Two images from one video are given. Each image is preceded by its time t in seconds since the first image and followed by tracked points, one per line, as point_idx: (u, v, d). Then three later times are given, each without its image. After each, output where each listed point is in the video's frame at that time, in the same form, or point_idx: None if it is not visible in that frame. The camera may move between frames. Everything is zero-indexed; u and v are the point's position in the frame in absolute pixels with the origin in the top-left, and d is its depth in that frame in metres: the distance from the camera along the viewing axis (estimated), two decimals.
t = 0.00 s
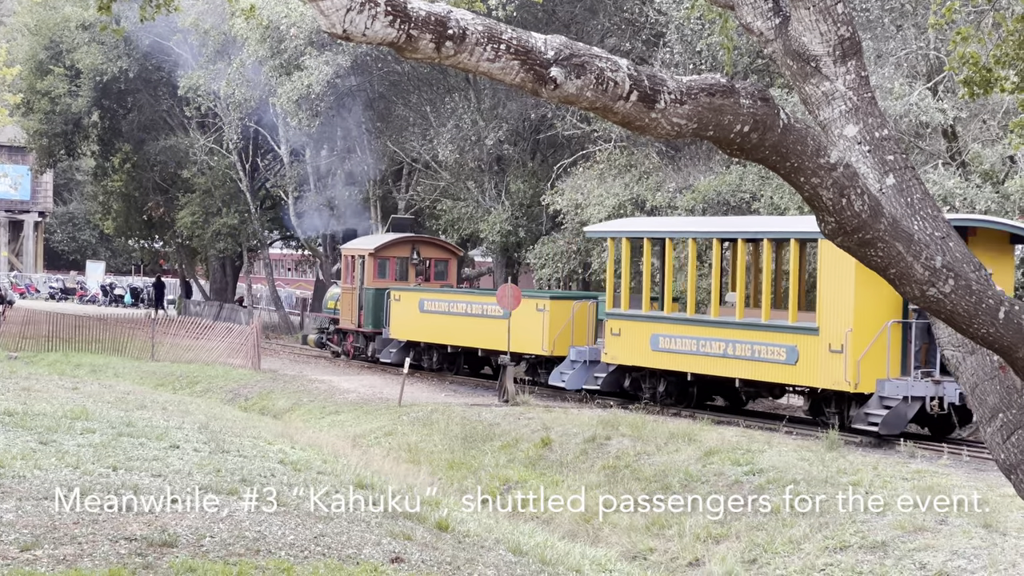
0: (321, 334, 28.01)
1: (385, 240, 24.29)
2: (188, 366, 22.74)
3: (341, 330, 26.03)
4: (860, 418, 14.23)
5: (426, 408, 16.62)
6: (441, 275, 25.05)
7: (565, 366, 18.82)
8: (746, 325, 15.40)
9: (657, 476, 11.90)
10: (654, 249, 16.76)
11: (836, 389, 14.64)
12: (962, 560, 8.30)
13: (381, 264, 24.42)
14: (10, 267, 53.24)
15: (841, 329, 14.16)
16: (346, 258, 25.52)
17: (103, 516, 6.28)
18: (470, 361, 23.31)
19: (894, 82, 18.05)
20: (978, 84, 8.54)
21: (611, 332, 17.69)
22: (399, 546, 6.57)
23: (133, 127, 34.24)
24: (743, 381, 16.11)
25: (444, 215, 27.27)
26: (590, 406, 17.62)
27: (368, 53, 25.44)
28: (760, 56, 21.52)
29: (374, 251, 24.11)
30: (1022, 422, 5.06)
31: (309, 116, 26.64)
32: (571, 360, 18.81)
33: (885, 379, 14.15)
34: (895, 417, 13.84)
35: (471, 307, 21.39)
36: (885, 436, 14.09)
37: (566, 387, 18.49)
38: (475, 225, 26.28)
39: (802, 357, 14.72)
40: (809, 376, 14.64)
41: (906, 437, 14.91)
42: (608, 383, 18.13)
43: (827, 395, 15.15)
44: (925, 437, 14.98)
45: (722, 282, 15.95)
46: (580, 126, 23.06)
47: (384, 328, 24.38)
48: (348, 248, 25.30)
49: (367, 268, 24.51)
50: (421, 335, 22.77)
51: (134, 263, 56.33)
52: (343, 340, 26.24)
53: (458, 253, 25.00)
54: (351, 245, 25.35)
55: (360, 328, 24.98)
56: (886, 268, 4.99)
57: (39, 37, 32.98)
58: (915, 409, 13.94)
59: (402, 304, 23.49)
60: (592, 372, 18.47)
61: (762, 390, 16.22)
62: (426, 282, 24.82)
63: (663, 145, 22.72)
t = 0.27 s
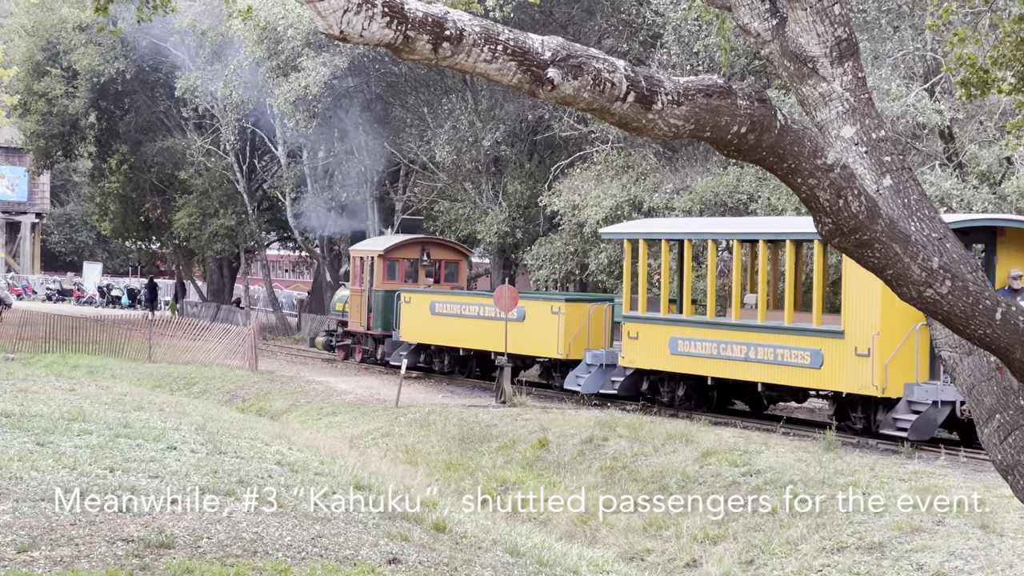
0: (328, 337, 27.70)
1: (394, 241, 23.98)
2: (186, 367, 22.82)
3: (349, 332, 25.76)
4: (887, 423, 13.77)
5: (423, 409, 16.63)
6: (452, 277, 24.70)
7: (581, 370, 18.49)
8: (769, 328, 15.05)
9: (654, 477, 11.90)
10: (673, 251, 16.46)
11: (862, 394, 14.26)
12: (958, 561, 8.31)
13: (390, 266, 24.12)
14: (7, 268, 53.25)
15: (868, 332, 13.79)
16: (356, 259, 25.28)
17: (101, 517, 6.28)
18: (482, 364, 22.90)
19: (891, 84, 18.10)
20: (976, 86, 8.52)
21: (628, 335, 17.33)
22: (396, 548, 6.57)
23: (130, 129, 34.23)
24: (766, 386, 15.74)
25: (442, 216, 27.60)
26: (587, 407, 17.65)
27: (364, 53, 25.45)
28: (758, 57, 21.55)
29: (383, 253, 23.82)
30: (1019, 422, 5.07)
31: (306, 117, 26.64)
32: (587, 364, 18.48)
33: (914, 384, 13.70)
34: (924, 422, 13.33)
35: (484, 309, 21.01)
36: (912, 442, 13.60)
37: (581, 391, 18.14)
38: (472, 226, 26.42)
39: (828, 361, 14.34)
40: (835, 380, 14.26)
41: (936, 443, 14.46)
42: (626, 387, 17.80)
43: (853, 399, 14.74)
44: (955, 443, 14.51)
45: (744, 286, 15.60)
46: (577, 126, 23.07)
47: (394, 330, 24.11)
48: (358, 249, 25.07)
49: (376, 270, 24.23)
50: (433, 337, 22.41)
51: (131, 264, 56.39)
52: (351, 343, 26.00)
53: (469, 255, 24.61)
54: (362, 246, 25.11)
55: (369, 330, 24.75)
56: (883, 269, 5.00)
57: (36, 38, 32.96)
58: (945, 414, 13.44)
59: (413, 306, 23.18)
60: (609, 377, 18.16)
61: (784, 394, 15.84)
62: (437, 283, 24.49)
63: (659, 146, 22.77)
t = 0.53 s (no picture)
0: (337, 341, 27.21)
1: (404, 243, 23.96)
2: (183, 369, 22.80)
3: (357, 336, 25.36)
4: (917, 429, 13.33)
5: (421, 411, 16.62)
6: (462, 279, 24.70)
7: (597, 374, 17.93)
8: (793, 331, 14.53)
9: (651, 479, 11.89)
10: (692, 254, 16.02)
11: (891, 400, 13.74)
12: (956, 562, 8.31)
13: (400, 268, 24.04)
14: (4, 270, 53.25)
15: (896, 335, 13.28)
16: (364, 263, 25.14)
17: (98, 520, 6.28)
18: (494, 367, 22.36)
19: (888, 86, 18.12)
20: (973, 88, 8.51)
21: (646, 339, 16.82)
22: (393, 550, 6.57)
23: (127, 131, 34.40)
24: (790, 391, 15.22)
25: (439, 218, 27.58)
26: (584, 409, 17.66)
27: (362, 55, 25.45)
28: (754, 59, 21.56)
29: (393, 255, 23.74)
30: (1016, 424, 5.06)
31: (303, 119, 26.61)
32: (602, 368, 17.90)
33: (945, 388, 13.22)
34: (956, 427, 12.90)
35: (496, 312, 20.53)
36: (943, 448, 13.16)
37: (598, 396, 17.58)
38: (469, 228, 26.43)
39: (854, 366, 13.81)
40: (862, 386, 13.74)
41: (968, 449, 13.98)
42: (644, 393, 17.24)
43: (881, 404, 14.23)
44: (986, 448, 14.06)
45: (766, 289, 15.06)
46: (574, 128, 23.09)
47: (404, 334, 23.78)
48: (366, 252, 24.93)
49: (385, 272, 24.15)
50: (446, 341, 22.03)
51: (129, 266, 56.42)
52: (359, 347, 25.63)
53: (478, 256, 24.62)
54: (370, 250, 25.00)
55: (378, 335, 24.33)
56: (881, 271, 4.99)
57: (33, 40, 32.98)
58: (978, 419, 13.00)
59: (425, 309, 22.89)
60: (626, 381, 17.60)
61: (810, 399, 15.30)
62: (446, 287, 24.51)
63: (657, 148, 22.79)
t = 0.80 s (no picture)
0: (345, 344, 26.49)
1: (415, 245, 23.20)
2: (180, 371, 22.77)
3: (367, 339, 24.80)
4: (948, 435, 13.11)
5: (418, 413, 16.61)
6: (473, 281, 24.07)
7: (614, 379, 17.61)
8: (818, 335, 14.25)
9: (648, 480, 11.89)
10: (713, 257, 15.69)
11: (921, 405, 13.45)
12: (953, 564, 8.31)
13: (410, 270, 23.31)
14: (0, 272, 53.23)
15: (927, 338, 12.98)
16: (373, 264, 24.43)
17: (96, 522, 6.28)
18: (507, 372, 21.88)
19: (884, 87, 18.14)
20: (969, 89, 8.48)
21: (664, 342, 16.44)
22: (390, 552, 6.57)
23: (124, 133, 34.38)
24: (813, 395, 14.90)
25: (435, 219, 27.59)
26: (581, 411, 17.70)
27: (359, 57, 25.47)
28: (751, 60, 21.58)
29: (403, 257, 23.01)
30: (1012, 425, 5.07)
31: (300, 121, 26.57)
32: (620, 373, 17.58)
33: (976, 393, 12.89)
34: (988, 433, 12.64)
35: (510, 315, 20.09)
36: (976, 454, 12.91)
37: (616, 401, 17.29)
38: (466, 230, 26.43)
39: (883, 370, 13.52)
40: (891, 391, 13.45)
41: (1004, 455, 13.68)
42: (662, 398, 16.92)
43: (910, 409, 14.04)
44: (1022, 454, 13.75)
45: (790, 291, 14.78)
46: (571, 130, 23.12)
47: (415, 337, 23.19)
48: (375, 253, 24.25)
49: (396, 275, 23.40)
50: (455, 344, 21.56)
51: (126, 268, 56.45)
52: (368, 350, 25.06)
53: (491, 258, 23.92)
54: (379, 251, 24.26)
55: (388, 338, 23.66)
56: (877, 273, 4.99)
57: (30, 42, 32.98)
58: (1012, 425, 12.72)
59: (436, 312, 22.35)
60: (644, 387, 17.30)
61: (833, 404, 14.98)
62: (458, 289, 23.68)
63: (654, 149, 22.82)
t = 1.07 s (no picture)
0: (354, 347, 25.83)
1: (425, 246, 22.67)
2: (176, 372, 22.78)
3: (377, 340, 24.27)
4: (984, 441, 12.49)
5: (414, 414, 16.62)
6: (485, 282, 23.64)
7: (632, 383, 17.08)
8: (846, 337, 13.73)
9: (645, 481, 11.89)
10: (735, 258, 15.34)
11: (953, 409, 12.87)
12: (949, 564, 8.32)
13: (421, 272, 22.80)
14: None
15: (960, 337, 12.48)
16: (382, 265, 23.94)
17: (93, 523, 6.28)
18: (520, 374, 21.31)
19: (880, 88, 18.19)
20: (965, 90, 8.56)
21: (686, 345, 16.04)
22: (388, 553, 6.58)
23: (120, 134, 34.25)
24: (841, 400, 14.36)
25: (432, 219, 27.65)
26: (577, 411, 17.74)
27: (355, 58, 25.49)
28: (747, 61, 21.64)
29: (414, 259, 22.48)
30: (1009, 425, 5.06)
31: (297, 122, 26.56)
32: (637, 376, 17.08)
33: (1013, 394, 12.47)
34: None
35: (525, 317, 19.57)
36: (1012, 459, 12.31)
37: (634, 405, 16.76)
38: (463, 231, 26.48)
39: (912, 373, 12.98)
40: (921, 394, 12.89)
41: None
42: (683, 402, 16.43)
43: (942, 414, 13.38)
44: None
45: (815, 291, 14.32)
46: (567, 131, 23.16)
47: (426, 340, 22.65)
48: (384, 254, 23.72)
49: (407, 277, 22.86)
50: (466, 347, 21.02)
51: (122, 270, 56.53)
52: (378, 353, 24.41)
53: (503, 259, 23.46)
54: (388, 251, 23.75)
55: (399, 339, 23.32)
56: (874, 273, 4.99)
57: (26, 44, 32.94)
58: None
59: (447, 314, 21.69)
60: (664, 390, 16.72)
61: (862, 409, 14.41)
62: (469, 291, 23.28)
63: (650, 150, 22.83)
